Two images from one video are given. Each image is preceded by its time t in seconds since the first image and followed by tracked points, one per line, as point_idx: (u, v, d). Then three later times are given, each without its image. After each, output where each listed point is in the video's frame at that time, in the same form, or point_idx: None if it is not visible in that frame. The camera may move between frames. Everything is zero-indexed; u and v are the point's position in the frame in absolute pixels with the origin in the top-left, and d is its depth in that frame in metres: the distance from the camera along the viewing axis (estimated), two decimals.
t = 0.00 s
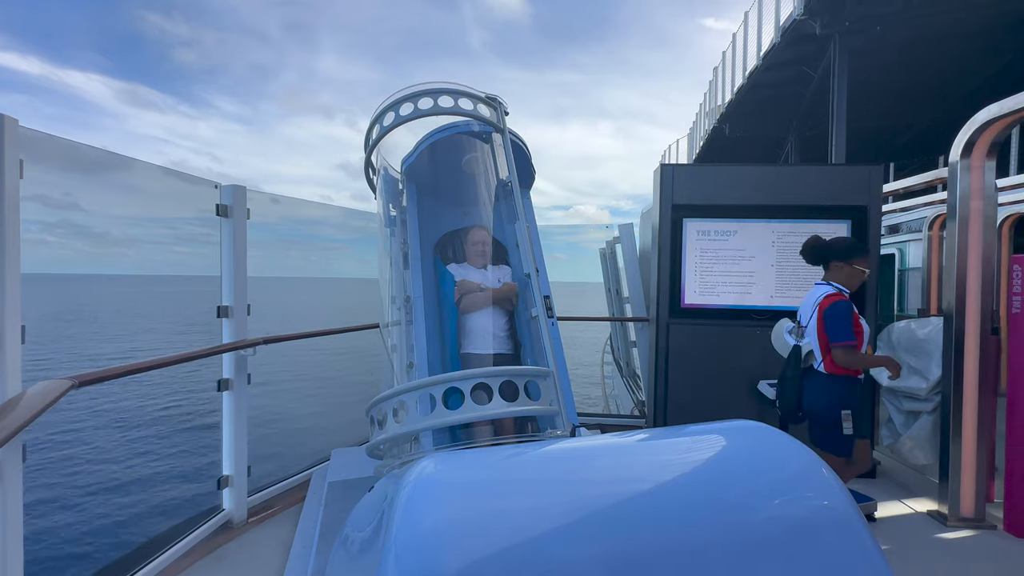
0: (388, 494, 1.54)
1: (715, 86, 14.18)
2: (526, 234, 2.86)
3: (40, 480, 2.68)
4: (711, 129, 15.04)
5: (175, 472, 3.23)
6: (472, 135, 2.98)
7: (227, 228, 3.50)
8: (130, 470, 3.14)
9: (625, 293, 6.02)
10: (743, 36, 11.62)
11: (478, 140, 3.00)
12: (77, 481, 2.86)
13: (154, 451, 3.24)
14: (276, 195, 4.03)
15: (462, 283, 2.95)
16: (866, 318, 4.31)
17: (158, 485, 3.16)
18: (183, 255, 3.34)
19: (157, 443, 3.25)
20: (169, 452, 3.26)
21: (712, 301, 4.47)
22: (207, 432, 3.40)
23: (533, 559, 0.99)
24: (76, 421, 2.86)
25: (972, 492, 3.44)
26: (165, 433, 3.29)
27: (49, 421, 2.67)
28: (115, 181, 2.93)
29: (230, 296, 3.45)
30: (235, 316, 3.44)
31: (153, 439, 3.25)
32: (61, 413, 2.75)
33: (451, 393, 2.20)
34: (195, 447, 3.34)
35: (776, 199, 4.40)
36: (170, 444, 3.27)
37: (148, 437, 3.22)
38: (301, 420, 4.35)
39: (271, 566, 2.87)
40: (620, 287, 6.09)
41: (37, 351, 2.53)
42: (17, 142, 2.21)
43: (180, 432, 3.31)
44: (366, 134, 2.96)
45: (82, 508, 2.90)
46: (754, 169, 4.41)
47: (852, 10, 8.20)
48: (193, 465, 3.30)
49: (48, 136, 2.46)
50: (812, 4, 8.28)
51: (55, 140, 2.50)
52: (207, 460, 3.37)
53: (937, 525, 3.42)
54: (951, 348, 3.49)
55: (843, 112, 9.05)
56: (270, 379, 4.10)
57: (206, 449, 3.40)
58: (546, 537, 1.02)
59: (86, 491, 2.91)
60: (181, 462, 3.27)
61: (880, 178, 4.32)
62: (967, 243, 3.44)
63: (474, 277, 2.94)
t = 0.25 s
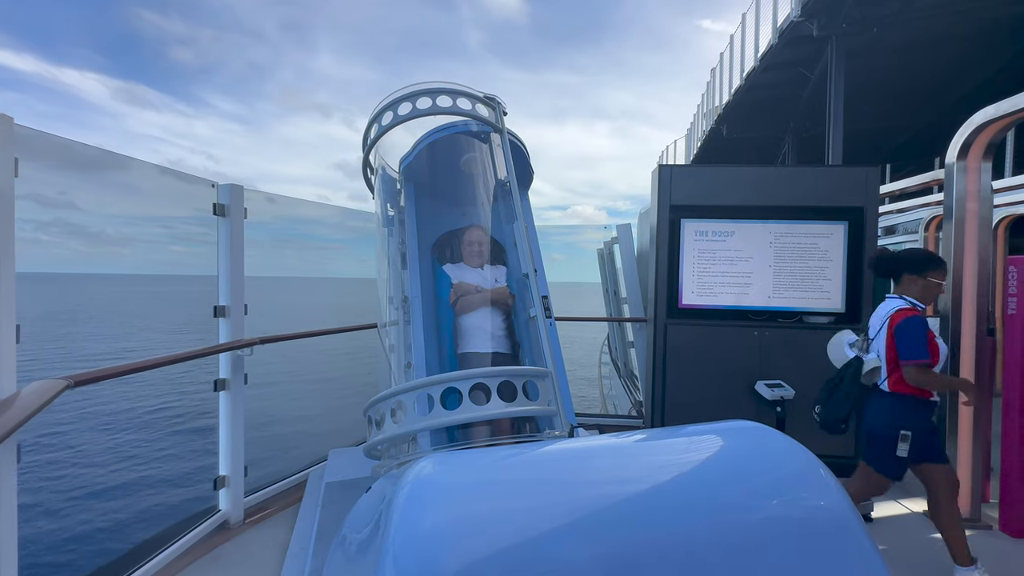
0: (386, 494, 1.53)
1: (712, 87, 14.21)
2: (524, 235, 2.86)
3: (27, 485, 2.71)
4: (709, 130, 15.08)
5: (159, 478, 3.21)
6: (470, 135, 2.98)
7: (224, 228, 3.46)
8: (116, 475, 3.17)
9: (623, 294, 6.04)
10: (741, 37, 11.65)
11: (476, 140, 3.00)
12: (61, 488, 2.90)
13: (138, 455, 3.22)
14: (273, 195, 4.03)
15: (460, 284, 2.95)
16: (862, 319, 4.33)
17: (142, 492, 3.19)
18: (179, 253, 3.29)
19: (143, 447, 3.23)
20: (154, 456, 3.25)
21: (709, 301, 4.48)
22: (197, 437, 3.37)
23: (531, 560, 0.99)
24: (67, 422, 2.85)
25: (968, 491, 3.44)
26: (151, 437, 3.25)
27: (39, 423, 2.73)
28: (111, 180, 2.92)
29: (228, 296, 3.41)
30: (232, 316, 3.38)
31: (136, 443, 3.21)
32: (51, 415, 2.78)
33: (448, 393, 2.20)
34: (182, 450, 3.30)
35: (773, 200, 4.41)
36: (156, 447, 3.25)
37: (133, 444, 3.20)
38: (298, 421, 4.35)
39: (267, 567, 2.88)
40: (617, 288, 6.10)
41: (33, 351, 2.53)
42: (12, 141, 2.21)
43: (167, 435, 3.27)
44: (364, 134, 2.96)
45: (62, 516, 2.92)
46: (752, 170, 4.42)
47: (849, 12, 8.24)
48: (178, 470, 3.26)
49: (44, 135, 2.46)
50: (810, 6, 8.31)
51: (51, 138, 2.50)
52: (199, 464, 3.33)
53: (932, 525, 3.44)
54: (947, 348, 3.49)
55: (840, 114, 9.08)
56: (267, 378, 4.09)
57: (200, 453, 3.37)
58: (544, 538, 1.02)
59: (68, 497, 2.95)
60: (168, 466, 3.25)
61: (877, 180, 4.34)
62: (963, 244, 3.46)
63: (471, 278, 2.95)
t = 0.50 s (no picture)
0: (384, 495, 1.53)
1: (710, 88, 14.22)
2: (522, 235, 2.88)
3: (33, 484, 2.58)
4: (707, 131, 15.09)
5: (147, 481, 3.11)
6: (468, 135, 3.00)
7: (222, 228, 3.50)
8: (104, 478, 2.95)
9: (621, 294, 5.95)
10: (739, 39, 11.66)
11: (473, 140, 3.02)
12: (49, 492, 2.66)
13: (126, 459, 3.08)
14: (271, 195, 4.02)
15: (461, 288, 2.92)
16: (859, 320, 4.34)
17: (130, 496, 3.03)
18: (176, 253, 3.31)
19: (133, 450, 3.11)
20: (142, 459, 3.15)
21: (708, 302, 4.49)
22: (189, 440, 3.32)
23: (530, 560, 0.99)
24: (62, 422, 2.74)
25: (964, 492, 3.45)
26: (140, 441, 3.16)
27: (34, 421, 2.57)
28: (108, 179, 2.91)
29: (225, 295, 3.45)
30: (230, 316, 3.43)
31: (125, 446, 3.11)
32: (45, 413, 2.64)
33: (446, 393, 2.20)
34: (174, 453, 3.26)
35: (770, 201, 4.41)
36: (145, 451, 3.17)
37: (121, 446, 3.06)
38: (296, 421, 4.35)
39: (265, 567, 2.88)
40: (616, 288, 6.02)
41: (30, 351, 2.53)
42: (9, 140, 2.21)
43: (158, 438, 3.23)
44: (363, 134, 2.98)
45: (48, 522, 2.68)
46: (749, 171, 4.43)
47: (846, 14, 8.26)
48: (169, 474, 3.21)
49: (41, 133, 2.46)
50: (807, 8, 8.34)
51: (47, 137, 2.50)
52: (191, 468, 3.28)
53: (929, 526, 3.45)
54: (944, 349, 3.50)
55: (837, 115, 9.10)
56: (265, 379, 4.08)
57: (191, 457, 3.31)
58: (542, 538, 1.02)
59: (55, 502, 2.70)
60: (157, 469, 3.18)
61: (874, 182, 4.34)
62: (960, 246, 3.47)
63: (472, 279, 2.93)
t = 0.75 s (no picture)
0: (382, 495, 1.53)
1: (709, 89, 14.24)
2: (521, 236, 2.87)
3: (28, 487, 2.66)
4: (705, 132, 15.11)
5: (131, 488, 3.18)
6: (467, 135, 2.99)
7: (220, 228, 3.45)
8: (89, 484, 2.98)
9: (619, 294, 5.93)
10: (738, 40, 11.68)
11: (472, 140, 3.01)
12: (31, 497, 2.71)
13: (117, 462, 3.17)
14: (269, 194, 4.01)
15: (458, 289, 2.92)
16: (857, 321, 4.35)
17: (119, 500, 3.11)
18: (173, 253, 3.31)
19: (122, 453, 3.19)
20: (131, 463, 3.23)
21: (706, 304, 4.50)
22: (179, 445, 3.36)
23: (528, 561, 0.99)
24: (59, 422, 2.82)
25: (961, 492, 3.46)
26: (130, 444, 3.25)
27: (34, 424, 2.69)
28: (104, 179, 2.90)
29: (223, 295, 3.41)
30: (227, 316, 3.39)
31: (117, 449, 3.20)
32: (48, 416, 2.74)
33: (445, 394, 2.20)
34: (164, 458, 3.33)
35: (769, 203, 4.42)
36: (134, 455, 3.26)
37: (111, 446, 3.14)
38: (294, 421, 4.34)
39: (263, 567, 2.87)
40: (615, 288, 6.00)
41: (25, 350, 2.52)
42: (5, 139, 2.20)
43: (147, 441, 3.33)
44: (362, 134, 2.97)
45: (30, 528, 2.77)
46: (748, 172, 4.43)
47: (844, 15, 8.29)
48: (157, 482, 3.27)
49: (36, 133, 2.45)
50: (806, 10, 8.36)
51: (43, 136, 2.49)
52: (181, 474, 3.31)
53: (925, 526, 3.46)
54: (941, 350, 3.52)
55: (835, 117, 9.13)
56: (262, 378, 4.08)
57: (182, 462, 3.35)
58: (541, 538, 1.02)
59: (37, 509, 2.76)
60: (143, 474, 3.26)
61: (872, 182, 4.35)
62: (957, 247, 3.48)
63: (468, 280, 2.93)
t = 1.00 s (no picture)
0: (380, 496, 1.53)
1: (707, 90, 14.25)
2: (519, 236, 2.87)
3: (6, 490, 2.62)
4: (703, 133, 15.14)
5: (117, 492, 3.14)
6: (466, 136, 2.99)
7: (217, 228, 3.39)
8: (74, 489, 2.98)
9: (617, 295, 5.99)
10: (735, 42, 11.69)
11: (471, 141, 3.01)
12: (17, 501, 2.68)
13: (104, 466, 3.10)
14: (266, 194, 4.00)
15: (456, 289, 2.92)
16: (854, 322, 4.36)
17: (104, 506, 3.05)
18: (173, 253, 3.30)
19: (110, 457, 3.12)
20: (119, 467, 3.16)
21: (704, 305, 4.51)
22: (169, 448, 3.31)
23: (526, 561, 0.99)
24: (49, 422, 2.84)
25: (957, 493, 3.47)
26: (119, 447, 3.18)
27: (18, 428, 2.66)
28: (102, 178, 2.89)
29: (221, 295, 3.35)
30: (226, 317, 3.34)
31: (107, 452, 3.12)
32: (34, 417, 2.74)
33: (443, 394, 2.19)
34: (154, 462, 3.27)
35: (767, 204, 4.42)
36: (123, 459, 3.18)
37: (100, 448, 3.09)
38: (292, 422, 4.33)
39: (260, 568, 2.87)
40: (612, 289, 6.05)
41: (21, 350, 2.51)
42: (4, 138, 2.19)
43: (137, 444, 3.27)
44: (361, 134, 2.98)
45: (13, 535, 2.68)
46: (746, 173, 4.44)
47: (841, 17, 8.33)
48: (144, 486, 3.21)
49: (34, 132, 2.44)
50: (804, 12, 8.39)
51: (41, 135, 2.47)
52: (168, 478, 3.24)
53: (922, 526, 3.47)
54: (937, 351, 3.52)
55: (832, 118, 9.16)
56: (260, 379, 4.08)
57: (170, 466, 3.29)
58: (537, 540, 1.02)
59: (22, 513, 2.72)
60: (131, 478, 3.20)
61: (869, 184, 4.36)
62: (953, 249, 3.49)
63: (466, 281, 2.94)
